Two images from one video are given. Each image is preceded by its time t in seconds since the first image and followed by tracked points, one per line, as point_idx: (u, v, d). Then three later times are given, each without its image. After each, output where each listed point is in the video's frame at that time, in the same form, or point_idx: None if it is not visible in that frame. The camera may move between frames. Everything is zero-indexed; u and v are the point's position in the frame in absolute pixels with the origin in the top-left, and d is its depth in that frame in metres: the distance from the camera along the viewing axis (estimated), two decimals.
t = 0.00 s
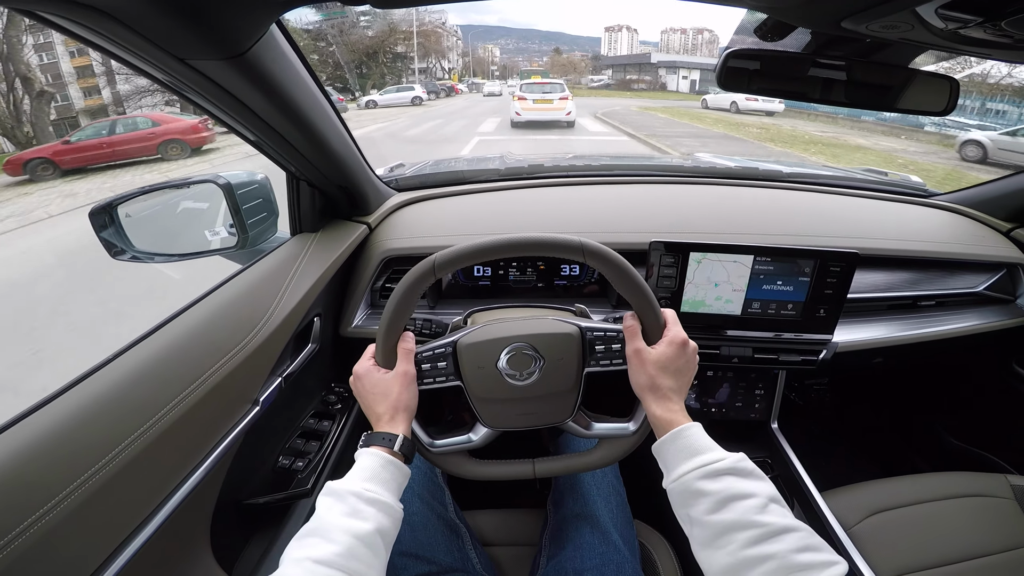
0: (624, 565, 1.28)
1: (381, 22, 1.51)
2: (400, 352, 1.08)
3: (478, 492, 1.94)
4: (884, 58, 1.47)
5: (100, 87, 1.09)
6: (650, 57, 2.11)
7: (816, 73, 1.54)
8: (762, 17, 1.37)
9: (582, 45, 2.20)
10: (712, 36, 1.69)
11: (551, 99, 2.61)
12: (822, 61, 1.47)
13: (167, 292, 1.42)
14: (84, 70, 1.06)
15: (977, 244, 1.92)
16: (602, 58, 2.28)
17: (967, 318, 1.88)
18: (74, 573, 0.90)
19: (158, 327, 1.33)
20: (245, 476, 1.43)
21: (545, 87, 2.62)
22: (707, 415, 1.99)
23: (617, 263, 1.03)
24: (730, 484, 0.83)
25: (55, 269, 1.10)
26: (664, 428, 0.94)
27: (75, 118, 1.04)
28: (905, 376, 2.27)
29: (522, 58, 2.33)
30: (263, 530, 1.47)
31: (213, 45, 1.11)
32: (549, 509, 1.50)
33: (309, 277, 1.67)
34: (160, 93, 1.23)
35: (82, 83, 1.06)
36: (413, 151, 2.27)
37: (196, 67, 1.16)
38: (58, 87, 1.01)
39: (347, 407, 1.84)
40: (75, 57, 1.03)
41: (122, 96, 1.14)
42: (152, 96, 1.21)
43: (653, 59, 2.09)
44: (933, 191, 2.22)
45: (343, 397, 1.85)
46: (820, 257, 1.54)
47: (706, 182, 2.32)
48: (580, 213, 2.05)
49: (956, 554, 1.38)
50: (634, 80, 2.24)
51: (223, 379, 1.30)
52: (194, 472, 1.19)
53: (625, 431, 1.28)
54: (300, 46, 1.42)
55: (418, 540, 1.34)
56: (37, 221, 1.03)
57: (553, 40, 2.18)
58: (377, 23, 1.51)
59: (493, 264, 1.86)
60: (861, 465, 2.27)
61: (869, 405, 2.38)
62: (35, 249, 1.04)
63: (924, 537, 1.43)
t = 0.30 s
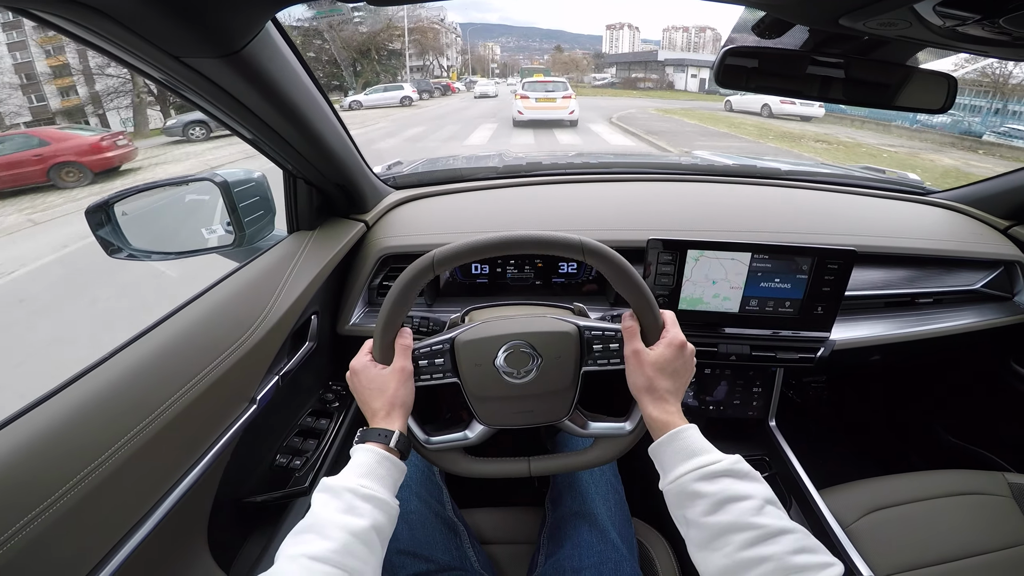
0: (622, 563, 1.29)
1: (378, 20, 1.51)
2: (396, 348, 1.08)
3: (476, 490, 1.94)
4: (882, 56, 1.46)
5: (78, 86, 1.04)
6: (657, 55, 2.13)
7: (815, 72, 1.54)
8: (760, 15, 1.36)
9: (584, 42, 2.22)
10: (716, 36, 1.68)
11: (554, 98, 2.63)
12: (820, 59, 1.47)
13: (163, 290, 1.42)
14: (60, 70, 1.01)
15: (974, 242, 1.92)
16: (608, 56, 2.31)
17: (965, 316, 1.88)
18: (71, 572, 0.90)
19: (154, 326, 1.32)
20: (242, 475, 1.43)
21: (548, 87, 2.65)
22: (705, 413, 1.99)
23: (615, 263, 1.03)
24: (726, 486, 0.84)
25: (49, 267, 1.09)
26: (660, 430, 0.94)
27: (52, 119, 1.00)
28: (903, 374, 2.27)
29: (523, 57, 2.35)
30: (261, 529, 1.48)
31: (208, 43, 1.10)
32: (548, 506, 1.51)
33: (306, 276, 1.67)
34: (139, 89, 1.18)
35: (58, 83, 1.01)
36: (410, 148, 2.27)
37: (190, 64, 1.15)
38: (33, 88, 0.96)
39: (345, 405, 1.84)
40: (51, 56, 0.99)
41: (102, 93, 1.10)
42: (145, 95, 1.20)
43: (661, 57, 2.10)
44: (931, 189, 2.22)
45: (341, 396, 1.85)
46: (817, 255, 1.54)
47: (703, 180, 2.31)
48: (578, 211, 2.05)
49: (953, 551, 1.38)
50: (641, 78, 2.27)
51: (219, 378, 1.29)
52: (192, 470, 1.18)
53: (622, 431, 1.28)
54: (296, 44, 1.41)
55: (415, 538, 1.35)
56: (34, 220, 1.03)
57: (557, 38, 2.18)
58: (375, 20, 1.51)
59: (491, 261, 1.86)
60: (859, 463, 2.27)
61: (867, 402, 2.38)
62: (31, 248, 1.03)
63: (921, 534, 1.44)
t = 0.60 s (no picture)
0: (622, 565, 1.28)
1: (378, 18, 1.50)
2: (400, 331, 1.06)
3: (475, 491, 1.93)
4: (884, 56, 1.46)
5: (52, 86, 0.99)
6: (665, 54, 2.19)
7: (815, 72, 1.53)
8: (763, 16, 1.35)
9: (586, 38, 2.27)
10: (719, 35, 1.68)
11: (557, 97, 2.55)
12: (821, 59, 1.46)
13: (162, 290, 1.41)
14: (34, 69, 0.95)
15: (974, 243, 1.92)
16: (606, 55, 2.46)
17: (965, 317, 1.88)
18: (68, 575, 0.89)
19: (152, 326, 1.32)
20: (241, 475, 1.42)
21: (551, 87, 2.57)
22: (705, 414, 1.98)
23: (626, 272, 1.02)
24: (717, 504, 0.84)
25: (47, 268, 1.09)
26: (653, 449, 0.94)
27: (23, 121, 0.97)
28: (902, 375, 2.27)
29: (524, 55, 2.40)
30: (258, 530, 1.47)
31: (207, 41, 1.09)
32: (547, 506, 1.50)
33: (304, 277, 1.66)
34: (114, 91, 1.12)
35: (33, 83, 0.95)
36: (410, 148, 2.26)
37: (187, 62, 1.14)
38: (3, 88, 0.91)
39: (345, 405, 1.81)
40: (24, 55, 0.93)
41: (77, 92, 1.04)
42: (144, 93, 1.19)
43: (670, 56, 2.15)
44: (931, 190, 2.22)
45: (340, 396, 1.83)
46: (818, 256, 1.54)
47: (704, 180, 2.30)
48: (579, 211, 2.04)
49: (951, 552, 1.38)
50: (648, 77, 2.35)
51: (218, 379, 1.29)
52: (190, 471, 1.18)
53: (610, 443, 1.25)
54: (295, 41, 1.39)
55: (416, 540, 1.35)
56: (20, 216, 1.01)
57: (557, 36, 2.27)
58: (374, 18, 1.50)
59: (491, 261, 1.85)
60: (860, 464, 2.27)
61: (867, 404, 2.38)
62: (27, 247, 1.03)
63: (920, 534, 1.44)
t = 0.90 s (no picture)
0: (623, 563, 1.28)
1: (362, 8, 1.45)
2: (397, 326, 1.05)
3: (475, 490, 1.93)
4: (880, 51, 1.46)
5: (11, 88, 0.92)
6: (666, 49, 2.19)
7: (811, 69, 1.52)
8: (760, 12, 1.35)
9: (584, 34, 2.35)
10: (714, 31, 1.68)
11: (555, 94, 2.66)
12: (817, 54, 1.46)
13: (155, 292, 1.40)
14: None
15: (971, 237, 1.93)
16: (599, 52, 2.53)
17: (962, 311, 1.89)
18: None
19: (145, 329, 1.30)
20: (238, 477, 1.41)
21: (548, 84, 2.72)
22: (704, 409, 1.98)
23: (629, 273, 1.01)
24: (716, 506, 0.83)
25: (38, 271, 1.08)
26: (652, 450, 0.94)
27: None
28: (900, 370, 2.28)
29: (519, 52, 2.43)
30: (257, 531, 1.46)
31: (192, 39, 1.07)
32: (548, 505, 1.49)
33: (298, 276, 1.64)
34: (69, 93, 1.03)
35: None
36: (405, 145, 2.24)
37: (173, 60, 1.11)
38: None
39: (342, 405, 1.80)
40: None
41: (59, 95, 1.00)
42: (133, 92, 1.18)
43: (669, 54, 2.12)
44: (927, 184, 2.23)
45: (337, 396, 1.83)
46: (815, 251, 1.54)
47: (701, 176, 2.30)
48: (576, 208, 2.03)
49: (950, 545, 1.39)
50: (648, 74, 2.34)
51: (213, 381, 1.27)
52: (187, 474, 1.17)
53: (605, 444, 1.25)
54: (285, 38, 1.39)
55: (414, 540, 1.34)
56: None
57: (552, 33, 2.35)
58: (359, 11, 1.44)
59: (487, 259, 1.84)
60: (858, 459, 2.28)
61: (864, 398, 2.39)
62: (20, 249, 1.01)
63: (919, 527, 1.44)
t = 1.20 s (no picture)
0: None
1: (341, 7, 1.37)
2: (386, 348, 1.01)
3: (472, 501, 1.89)
4: (889, 50, 1.42)
5: None
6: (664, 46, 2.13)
7: (807, 64, 1.48)
8: (765, 8, 1.30)
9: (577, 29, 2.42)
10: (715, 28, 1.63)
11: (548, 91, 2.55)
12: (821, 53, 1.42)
13: (142, 306, 1.36)
14: None
15: (973, 238, 1.90)
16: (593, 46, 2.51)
17: (966, 313, 1.86)
18: None
19: (129, 346, 1.25)
20: (229, 496, 1.36)
21: (540, 79, 2.59)
22: (705, 418, 1.94)
23: (633, 291, 0.97)
24: (730, 525, 0.80)
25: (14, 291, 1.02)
26: (661, 468, 0.89)
27: None
28: (902, 372, 2.25)
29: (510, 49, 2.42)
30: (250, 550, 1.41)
31: (153, 49, 1.01)
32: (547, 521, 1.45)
33: (287, 287, 1.60)
34: (15, 99, 0.95)
35: None
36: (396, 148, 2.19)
37: (135, 70, 1.06)
38: None
39: (335, 419, 1.77)
40: None
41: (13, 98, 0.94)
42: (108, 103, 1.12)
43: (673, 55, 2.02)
44: (928, 182, 2.20)
45: (329, 410, 1.79)
46: (819, 256, 1.50)
47: (697, 175, 2.27)
48: (573, 212, 1.99)
49: (957, 554, 1.37)
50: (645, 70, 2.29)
51: (200, 400, 1.22)
52: (174, 497, 1.12)
53: (607, 458, 1.20)
54: (261, 40, 1.33)
55: (409, 557, 1.30)
56: None
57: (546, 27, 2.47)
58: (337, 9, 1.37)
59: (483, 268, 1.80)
60: (859, 460, 2.27)
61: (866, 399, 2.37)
62: None
63: (926, 535, 1.42)
